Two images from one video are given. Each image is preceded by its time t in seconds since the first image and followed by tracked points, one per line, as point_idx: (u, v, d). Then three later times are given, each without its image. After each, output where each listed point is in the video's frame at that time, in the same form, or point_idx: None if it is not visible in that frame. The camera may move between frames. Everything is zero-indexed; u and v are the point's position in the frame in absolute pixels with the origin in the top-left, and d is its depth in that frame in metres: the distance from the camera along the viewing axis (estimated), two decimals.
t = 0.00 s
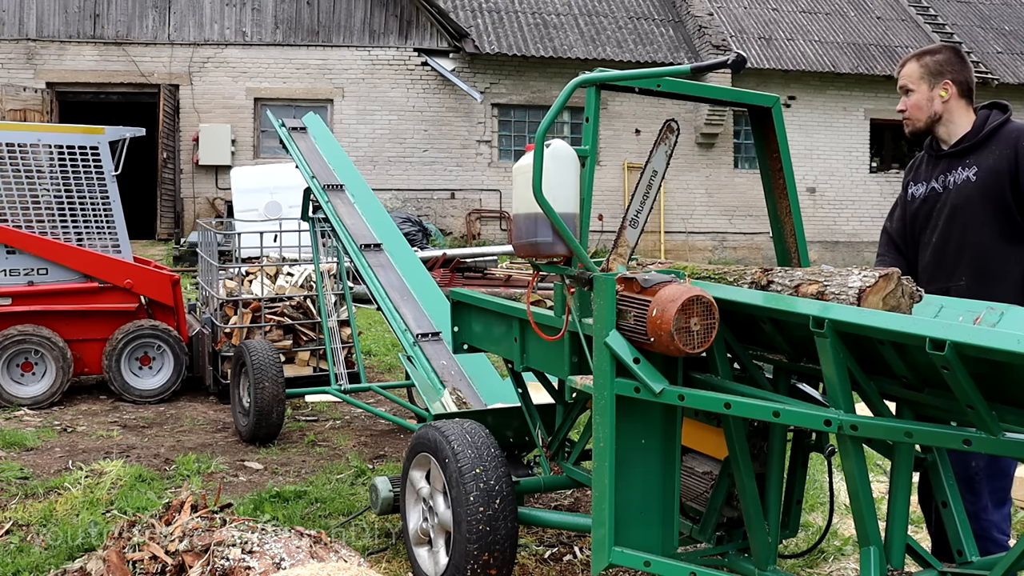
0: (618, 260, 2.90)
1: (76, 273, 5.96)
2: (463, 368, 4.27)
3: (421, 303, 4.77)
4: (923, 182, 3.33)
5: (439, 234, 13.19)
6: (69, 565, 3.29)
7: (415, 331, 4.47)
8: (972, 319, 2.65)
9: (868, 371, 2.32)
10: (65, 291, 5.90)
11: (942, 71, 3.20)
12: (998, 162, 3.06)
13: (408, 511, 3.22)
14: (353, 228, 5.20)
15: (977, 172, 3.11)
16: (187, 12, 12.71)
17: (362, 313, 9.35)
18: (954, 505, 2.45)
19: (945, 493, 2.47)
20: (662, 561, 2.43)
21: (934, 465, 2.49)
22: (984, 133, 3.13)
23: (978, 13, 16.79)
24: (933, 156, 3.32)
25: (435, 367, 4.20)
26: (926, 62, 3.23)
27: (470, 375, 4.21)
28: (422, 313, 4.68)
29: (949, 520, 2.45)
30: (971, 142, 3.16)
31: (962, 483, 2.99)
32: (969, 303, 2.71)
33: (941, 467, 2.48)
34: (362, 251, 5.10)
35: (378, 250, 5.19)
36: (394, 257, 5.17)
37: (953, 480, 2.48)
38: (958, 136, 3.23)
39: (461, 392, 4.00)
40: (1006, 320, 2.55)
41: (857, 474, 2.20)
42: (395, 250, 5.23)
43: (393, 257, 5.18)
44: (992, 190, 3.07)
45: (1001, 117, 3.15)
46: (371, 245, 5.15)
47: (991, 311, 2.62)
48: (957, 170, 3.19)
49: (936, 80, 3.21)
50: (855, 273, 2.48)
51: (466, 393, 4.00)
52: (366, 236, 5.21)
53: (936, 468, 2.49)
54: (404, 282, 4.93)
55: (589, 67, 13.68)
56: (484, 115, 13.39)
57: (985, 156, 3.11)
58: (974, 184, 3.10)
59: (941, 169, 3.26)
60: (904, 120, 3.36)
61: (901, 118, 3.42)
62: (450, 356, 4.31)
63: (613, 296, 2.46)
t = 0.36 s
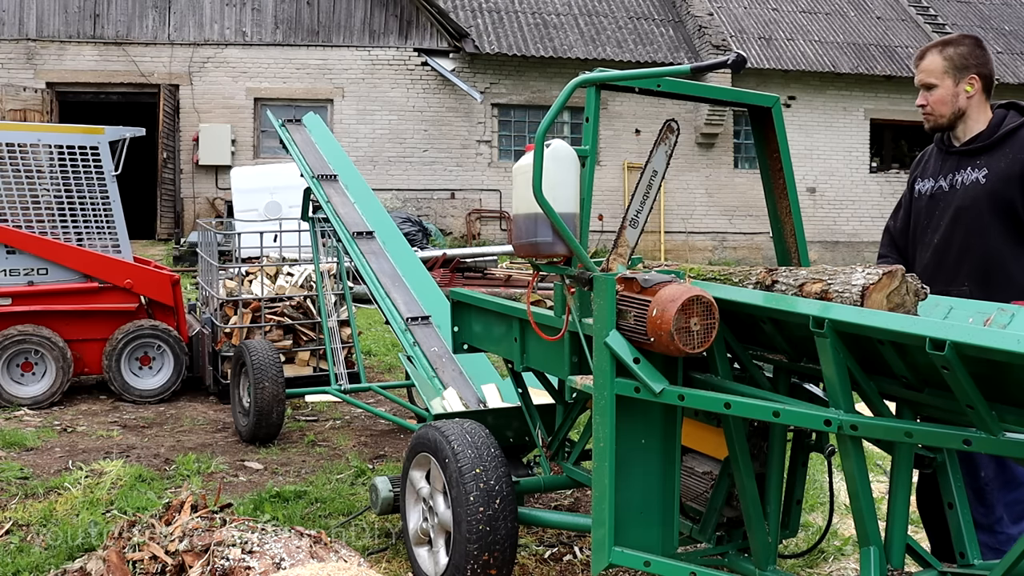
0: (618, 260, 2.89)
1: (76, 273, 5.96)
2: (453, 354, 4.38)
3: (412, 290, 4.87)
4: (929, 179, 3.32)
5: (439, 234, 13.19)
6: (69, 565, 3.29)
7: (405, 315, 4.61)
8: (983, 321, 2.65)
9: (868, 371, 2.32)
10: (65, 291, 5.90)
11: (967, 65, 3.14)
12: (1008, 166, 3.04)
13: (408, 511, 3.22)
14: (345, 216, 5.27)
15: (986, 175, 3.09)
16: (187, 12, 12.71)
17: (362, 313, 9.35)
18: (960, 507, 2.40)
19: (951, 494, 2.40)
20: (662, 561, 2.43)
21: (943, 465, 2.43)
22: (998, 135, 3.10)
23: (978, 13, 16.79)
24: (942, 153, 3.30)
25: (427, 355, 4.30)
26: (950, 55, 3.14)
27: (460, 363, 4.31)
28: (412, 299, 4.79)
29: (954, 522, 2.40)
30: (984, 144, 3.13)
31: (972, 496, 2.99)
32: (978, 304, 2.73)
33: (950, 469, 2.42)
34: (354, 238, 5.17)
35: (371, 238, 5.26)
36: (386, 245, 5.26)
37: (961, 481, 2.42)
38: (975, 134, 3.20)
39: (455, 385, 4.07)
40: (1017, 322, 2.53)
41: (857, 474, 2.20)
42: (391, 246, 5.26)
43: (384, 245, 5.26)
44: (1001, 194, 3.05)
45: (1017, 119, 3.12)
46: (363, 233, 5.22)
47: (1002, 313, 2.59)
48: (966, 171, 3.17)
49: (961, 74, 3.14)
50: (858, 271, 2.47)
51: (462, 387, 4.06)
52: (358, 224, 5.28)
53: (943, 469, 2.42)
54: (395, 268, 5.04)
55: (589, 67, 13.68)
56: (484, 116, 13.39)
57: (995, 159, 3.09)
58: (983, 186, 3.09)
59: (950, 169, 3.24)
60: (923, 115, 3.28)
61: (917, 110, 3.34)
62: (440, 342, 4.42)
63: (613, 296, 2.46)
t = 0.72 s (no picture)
0: (618, 260, 2.90)
1: (76, 273, 5.96)
2: (442, 337, 4.51)
3: (404, 278, 4.97)
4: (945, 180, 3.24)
5: (439, 234, 13.19)
6: (69, 565, 3.28)
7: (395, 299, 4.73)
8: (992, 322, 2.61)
9: (868, 371, 2.32)
10: (65, 291, 5.90)
11: (993, 58, 3.00)
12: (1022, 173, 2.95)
13: (408, 511, 3.22)
14: (338, 204, 5.32)
15: (999, 180, 3.00)
16: (187, 12, 12.71)
17: (362, 313, 9.35)
18: (966, 509, 2.35)
19: (957, 495, 2.36)
20: (662, 561, 2.43)
21: (953, 467, 2.36)
22: (1015, 138, 3.00)
23: (978, 13, 16.79)
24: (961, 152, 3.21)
25: (416, 335, 4.44)
26: (975, 45, 3.01)
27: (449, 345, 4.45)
28: (404, 286, 4.89)
29: (959, 523, 2.36)
30: (1001, 146, 3.03)
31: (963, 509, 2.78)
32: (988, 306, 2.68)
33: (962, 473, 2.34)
34: (347, 226, 5.24)
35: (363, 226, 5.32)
36: (378, 232, 5.33)
37: (970, 483, 2.35)
38: (994, 134, 3.09)
39: (442, 366, 4.22)
40: None
41: (857, 474, 2.20)
42: (387, 241, 5.29)
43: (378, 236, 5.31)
44: (1011, 201, 2.97)
45: None
46: (356, 222, 5.27)
47: (1011, 314, 2.56)
48: (981, 172, 3.08)
49: (986, 67, 3.01)
50: (860, 269, 2.46)
51: (449, 368, 4.21)
52: (351, 213, 5.33)
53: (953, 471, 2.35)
54: (387, 256, 5.11)
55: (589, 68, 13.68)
56: (484, 116, 13.39)
57: (1010, 163, 2.99)
58: (993, 193, 3.02)
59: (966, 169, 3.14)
60: (943, 107, 3.15)
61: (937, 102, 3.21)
62: (429, 326, 4.55)
63: (613, 296, 2.46)
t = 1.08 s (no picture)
0: (618, 260, 2.89)
1: (76, 273, 5.96)
2: (432, 320, 4.65)
3: (395, 264, 5.10)
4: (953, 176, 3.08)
5: (439, 234, 13.19)
6: (69, 565, 3.28)
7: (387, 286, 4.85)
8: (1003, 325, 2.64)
9: (868, 371, 2.31)
10: (65, 291, 5.90)
11: (984, 53, 2.81)
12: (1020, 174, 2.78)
13: (408, 511, 3.22)
14: (331, 194, 5.43)
15: (997, 182, 2.84)
16: (187, 13, 12.72)
17: (362, 313, 9.35)
18: (971, 511, 2.35)
19: (964, 498, 2.35)
20: (662, 561, 2.43)
21: (961, 469, 2.34)
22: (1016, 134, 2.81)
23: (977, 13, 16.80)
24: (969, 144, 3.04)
25: (406, 321, 4.58)
26: (963, 41, 2.83)
27: (438, 327, 4.60)
28: (396, 272, 5.02)
29: (963, 524, 2.37)
30: (1001, 144, 2.85)
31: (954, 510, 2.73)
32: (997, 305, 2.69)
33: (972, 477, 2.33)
34: (339, 215, 5.33)
35: (356, 215, 5.41)
36: (371, 221, 5.41)
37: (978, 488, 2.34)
38: (998, 129, 2.89)
39: (432, 348, 4.38)
40: None
41: (857, 474, 2.20)
42: (387, 241, 5.29)
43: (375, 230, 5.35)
44: (1009, 204, 2.81)
45: None
46: (349, 210, 5.37)
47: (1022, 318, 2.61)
48: (982, 172, 2.91)
49: (978, 64, 2.83)
50: (861, 267, 2.46)
51: (438, 351, 4.37)
52: (344, 202, 5.43)
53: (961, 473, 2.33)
54: (379, 243, 5.22)
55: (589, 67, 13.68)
56: (484, 116, 13.39)
57: (1009, 163, 2.82)
58: (991, 195, 2.86)
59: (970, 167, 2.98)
60: (946, 107, 2.98)
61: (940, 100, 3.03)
62: (419, 310, 4.69)
63: (613, 296, 2.46)
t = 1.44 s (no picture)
0: (618, 260, 2.89)
1: (76, 273, 5.96)
2: (422, 305, 4.79)
3: (387, 251, 5.19)
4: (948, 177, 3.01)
5: (439, 234, 13.19)
6: (69, 565, 3.29)
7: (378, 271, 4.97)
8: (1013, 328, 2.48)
9: (868, 371, 2.31)
10: (65, 291, 5.90)
11: (977, 49, 2.74)
12: (1014, 175, 2.70)
13: (408, 511, 3.22)
14: (325, 183, 5.50)
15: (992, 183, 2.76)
16: (187, 12, 12.72)
17: (362, 314, 9.35)
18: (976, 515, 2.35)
19: (969, 501, 2.34)
20: (662, 560, 2.43)
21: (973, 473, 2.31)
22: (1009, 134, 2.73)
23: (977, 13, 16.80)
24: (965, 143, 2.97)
25: (397, 305, 4.72)
26: (957, 38, 2.76)
27: (427, 312, 4.74)
28: (387, 259, 5.12)
29: (969, 527, 2.36)
30: (995, 144, 2.77)
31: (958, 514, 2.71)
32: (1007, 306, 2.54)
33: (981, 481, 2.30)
34: (333, 204, 5.40)
35: (349, 204, 5.48)
36: (364, 211, 5.47)
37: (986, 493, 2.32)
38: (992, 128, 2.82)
39: (420, 331, 4.53)
40: None
41: (857, 474, 2.20)
42: (387, 242, 5.28)
43: (370, 222, 5.40)
44: (1004, 206, 2.73)
45: None
46: (342, 199, 5.44)
47: None
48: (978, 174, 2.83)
49: (971, 60, 2.76)
50: (861, 266, 2.45)
51: (427, 333, 4.53)
52: (337, 191, 5.50)
53: (972, 478, 2.31)
54: (371, 231, 5.30)
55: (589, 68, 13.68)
56: (484, 115, 13.39)
57: (1004, 164, 2.74)
58: (987, 197, 2.78)
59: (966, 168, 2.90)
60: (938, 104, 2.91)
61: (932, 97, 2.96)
62: (409, 295, 4.83)
63: (613, 296, 2.46)
